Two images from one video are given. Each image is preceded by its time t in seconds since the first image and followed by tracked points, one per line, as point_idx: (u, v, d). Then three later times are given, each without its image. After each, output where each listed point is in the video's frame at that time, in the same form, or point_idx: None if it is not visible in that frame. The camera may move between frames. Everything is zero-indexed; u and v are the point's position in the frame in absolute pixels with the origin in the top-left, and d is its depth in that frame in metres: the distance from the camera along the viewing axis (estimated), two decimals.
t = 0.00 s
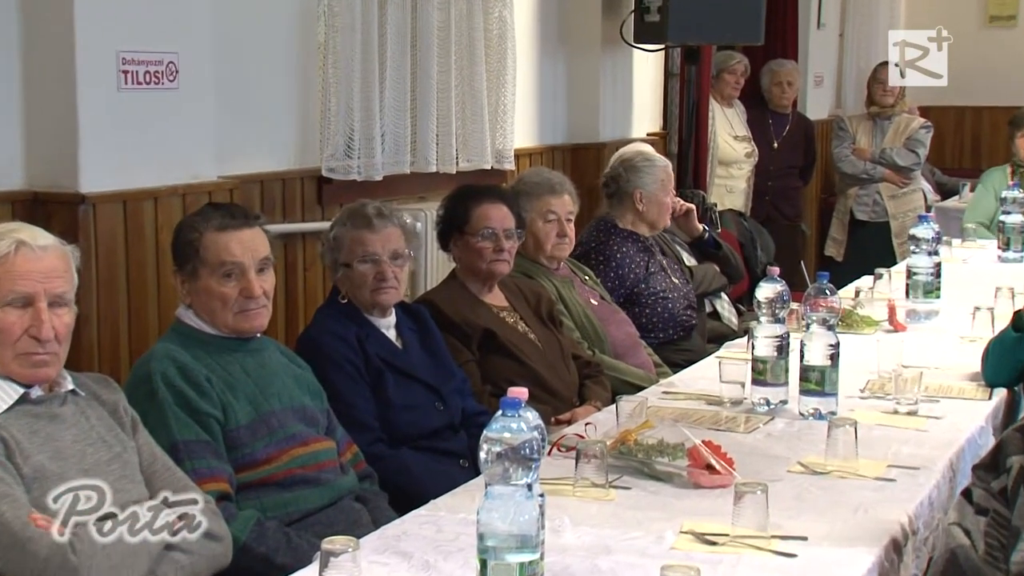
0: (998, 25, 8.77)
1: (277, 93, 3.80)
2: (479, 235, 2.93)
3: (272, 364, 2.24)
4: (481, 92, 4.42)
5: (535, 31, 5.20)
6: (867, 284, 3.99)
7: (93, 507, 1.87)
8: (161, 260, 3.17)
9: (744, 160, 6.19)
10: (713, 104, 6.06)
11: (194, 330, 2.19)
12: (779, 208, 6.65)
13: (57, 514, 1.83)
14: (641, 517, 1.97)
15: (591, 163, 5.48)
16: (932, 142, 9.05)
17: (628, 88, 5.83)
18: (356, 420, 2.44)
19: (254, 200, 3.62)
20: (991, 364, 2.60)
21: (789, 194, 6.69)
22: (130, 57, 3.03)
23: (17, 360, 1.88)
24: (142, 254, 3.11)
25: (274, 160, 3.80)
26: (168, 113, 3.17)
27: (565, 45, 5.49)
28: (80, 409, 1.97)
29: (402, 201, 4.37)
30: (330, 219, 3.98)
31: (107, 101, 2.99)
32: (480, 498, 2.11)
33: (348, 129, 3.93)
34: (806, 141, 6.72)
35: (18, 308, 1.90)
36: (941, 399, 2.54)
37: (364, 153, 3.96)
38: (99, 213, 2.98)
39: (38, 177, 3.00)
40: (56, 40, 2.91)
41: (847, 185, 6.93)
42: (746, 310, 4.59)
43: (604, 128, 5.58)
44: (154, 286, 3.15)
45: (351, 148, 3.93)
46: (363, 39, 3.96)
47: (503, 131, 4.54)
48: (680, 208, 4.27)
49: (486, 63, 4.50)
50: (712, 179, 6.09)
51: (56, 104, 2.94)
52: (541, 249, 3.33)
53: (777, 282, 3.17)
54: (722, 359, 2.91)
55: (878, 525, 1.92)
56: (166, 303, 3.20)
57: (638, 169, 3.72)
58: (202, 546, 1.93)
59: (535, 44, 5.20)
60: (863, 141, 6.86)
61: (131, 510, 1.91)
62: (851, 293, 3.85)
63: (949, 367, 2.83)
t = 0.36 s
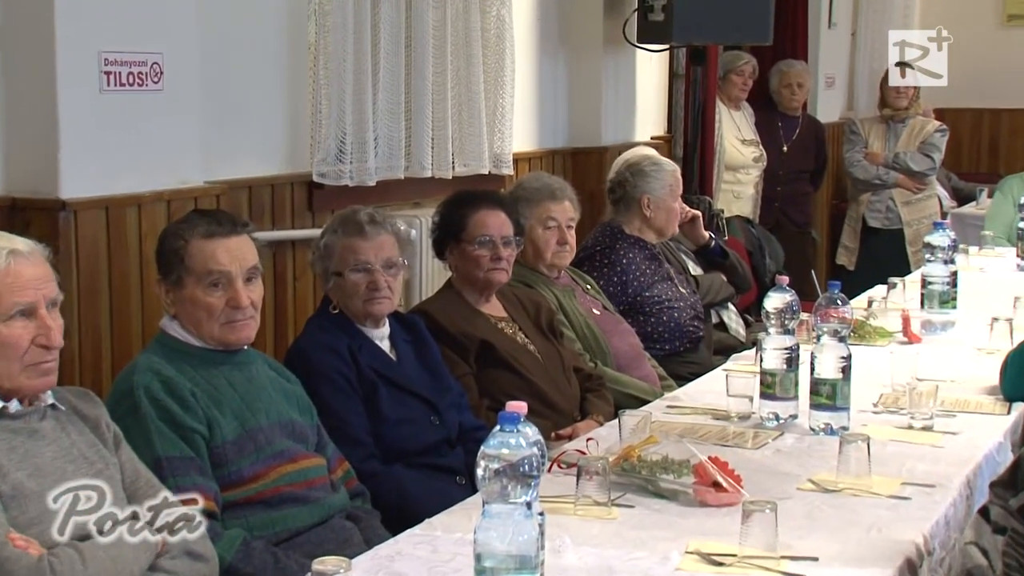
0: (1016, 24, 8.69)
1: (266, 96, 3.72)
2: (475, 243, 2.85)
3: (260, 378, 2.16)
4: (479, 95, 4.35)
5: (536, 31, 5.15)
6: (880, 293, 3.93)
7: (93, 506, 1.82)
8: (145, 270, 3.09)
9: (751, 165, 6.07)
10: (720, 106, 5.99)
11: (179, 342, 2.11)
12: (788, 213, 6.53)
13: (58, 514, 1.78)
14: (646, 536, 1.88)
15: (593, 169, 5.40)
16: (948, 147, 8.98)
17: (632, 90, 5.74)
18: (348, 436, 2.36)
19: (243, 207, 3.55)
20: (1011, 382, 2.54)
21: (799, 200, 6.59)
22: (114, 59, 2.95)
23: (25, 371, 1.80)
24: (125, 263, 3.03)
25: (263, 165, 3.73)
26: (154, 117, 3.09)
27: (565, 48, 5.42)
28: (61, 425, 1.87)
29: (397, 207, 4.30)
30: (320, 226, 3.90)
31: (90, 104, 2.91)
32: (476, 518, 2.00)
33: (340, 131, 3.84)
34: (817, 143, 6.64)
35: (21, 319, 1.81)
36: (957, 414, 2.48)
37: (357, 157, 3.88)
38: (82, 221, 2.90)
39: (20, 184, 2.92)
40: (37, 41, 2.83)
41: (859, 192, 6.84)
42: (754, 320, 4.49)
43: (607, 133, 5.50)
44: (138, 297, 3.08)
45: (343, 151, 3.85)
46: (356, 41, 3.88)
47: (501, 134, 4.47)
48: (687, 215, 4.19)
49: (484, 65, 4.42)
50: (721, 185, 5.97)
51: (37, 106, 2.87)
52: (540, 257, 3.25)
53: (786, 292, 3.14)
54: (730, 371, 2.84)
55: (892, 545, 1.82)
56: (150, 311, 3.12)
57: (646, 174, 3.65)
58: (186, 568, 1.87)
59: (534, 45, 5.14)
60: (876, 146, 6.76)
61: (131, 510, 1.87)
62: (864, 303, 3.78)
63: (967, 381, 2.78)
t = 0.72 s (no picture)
0: None
1: (262, 100, 3.69)
2: (474, 250, 2.82)
3: (254, 387, 2.13)
4: (478, 99, 4.32)
5: (536, 34, 5.12)
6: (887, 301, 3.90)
7: (94, 506, 1.81)
8: (137, 276, 3.06)
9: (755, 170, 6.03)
10: (724, 111, 5.95)
11: (172, 352, 2.08)
12: (791, 221, 6.52)
13: (58, 514, 1.76)
14: (647, 549, 1.84)
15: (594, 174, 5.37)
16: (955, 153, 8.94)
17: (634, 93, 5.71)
18: (345, 446, 2.32)
19: (238, 213, 3.51)
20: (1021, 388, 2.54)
21: (804, 206, 6.56)
22: (106, 62, 2.92)
23: (33, 378, 1.77)
24: (116, 270, 3.00)
25: (258, 169, 3.70)
26: (147, 121, 3.06)
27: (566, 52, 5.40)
28: (54, 433, 1.83)
29: (394, 214, 4.26)
30: (317, 231, 3.87)
31: (80, 109, 2.88)
32: (475, 530, 1.93)
33: (338, 136, 3.80)
34: (823, 148, 6.60)
35: (31, 326, 1.77)
36: (965, 424, 2.45)
37: (354, 162, 3.84)
38: (72, 227, 2.86)
39: (12, 190, 2.88)
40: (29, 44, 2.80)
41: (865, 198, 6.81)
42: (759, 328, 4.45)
43: (609, 138, 5.47)
44: (130, 305, 3.04)
45: (340, 156, 3.81)
46: (354, 44, 3.85)
47: (500, 139, 4.44)
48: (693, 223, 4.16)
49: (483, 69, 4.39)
50: (722, 191, 5.96)
51: (28, 109, 2.83)
52: (541, 263, 3.21)
53: (791, 300, 3.07)
54: (733, 380, 2.81)
55: (899, 557, 1.78)
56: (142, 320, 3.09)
57: (657, 182, 3.61)
58: None
59: (535, 49, 5.11)
60: (883, 151, 6.71)
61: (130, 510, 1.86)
62: (871, 311, 3.74)
63: (975, 392, 2.74)
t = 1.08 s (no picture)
0: None
1: (262, 104, 3.69)
2: (474, 254, 2.82)
3: (254, 391, 2.13)
4: (479, 104, 4.32)
5: (536, 38, 5.12)
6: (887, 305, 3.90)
7: (94, 506, 1.80)
8: (138, 279, 3.06)
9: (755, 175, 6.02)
10: (725, 115, 5.94)
11: (173, 356, 2.08)
12: (791, 226, 6.51)
13: (57, 514, 1.75)
14: (648, 553, 1.84)
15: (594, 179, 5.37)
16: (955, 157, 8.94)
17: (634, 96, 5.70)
18: (345, 450, 2.32)
19: (238, 217, 3.51)
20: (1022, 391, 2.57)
21: (804, 210, 6.56)
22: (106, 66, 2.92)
23: (39, 376, 1.77)
24: (117, 273, 3.00)
25: (259, 173, 3.70)
26: (147, 124, 3.06)
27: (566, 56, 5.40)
28: (54, 434, 1.82)
29: (396, 218, 4.27)
30: (317, 235, 3.87)
31: (81, 112, 2.88)
32: (475, 534, 1.93)
33: (339, 140, 3.81)
34: (823, 153, 6.59)
35: (38, 326, 1.78)
36: (965, 428, 2.44)
37: (354, 166, 3.85)
38: (71, 231, 2.86)
39: (12, 194, 2.89)
40: (29, 48, 2.80)
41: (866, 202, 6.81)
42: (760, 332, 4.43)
43: (608, 142, 5.47)
44: (130, 309, 3.04)
45: (341, 160, 3.81)
46: (354, 49, 3.85)
47: (501, 143, 4.44)
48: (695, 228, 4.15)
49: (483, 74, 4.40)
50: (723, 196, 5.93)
51: (29, 111, 2.83)
52: (541, 267, 3.21)
53: (791, 304, 3.07)
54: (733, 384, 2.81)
55: (899, 561, 1.78)
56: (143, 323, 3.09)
57: (660, 187, 3.61)
58: None
59: (535, 52, 5.11)
60: (884, 155, 6.72)
61: (130, 509, 1.86)
62: (872, 315, 3.74)
63: (976, 396, 2.74)
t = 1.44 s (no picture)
0: None
1: (262, 105, 3.69)
2: (474, 255, 2.82)
3: (253, 391, 2.13)
4: (478, 105, 4.32)
5: (536, 39, 5.12)
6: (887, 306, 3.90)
7: (95, 506, 1.80)
8: (137, 280, 3.06)
9: (755, 177, 6.01)
10: (725, 116, 5.94)
11: (170, 356, 2.08)
12: (791, 226, 6.51)
13: (57, 513, 1.75)
14: (648, 554, 1.84)
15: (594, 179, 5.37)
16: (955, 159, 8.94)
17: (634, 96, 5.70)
18: (345, 451, 2.32)
19: (238, 217, 3.51)
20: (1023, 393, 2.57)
21: (805, 211, 6.56)
22: (106, 66, 2.92)
23: (42, 376, 1.77)
24: (116, 273, 3.00)
25: (259, 175, 3.69)
26: (147, 125, 3.06)
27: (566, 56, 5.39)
28: (54, 433, 1.82)
29: (396, 219, 4.27)
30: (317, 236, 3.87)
31: (81, 113, 2.87)
32: (475, 535, 1.93)
33: (339, 141, 3.81)
34: (823, 154, 6.59)
35: (42, 325, 1.78)
36: (965, 430, 2.44)
37: (354, 168, 3.85)
38: (71, 232, 2.86)
39: (11, 195, 2.89)
40: (29, 49, 2.80)
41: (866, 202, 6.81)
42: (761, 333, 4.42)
43: (609, 143, 5.47)
44: (130, 310, 3.04)
45: (341, 161, 3.81)
46: (354, 50, 3.85)
47: (501, 145, 4.44)
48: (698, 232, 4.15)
49: (483, 75, 4.40)
50: (723, 197, 5.92)
51: (30, 111, 2.83)
52: (541, 267, 3.20)
53: (792, 305, 3.08)
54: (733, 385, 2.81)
55: (900, 562, 1.78)
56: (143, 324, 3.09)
57: (669, 186, 3.59)
58: None
59: (535, 52, 5.12)
60: (884, 156, 6.72)
61: (130, 509, 1.86)
62: (872, 316, 3.74)
63: (977, 397, 2.73)
